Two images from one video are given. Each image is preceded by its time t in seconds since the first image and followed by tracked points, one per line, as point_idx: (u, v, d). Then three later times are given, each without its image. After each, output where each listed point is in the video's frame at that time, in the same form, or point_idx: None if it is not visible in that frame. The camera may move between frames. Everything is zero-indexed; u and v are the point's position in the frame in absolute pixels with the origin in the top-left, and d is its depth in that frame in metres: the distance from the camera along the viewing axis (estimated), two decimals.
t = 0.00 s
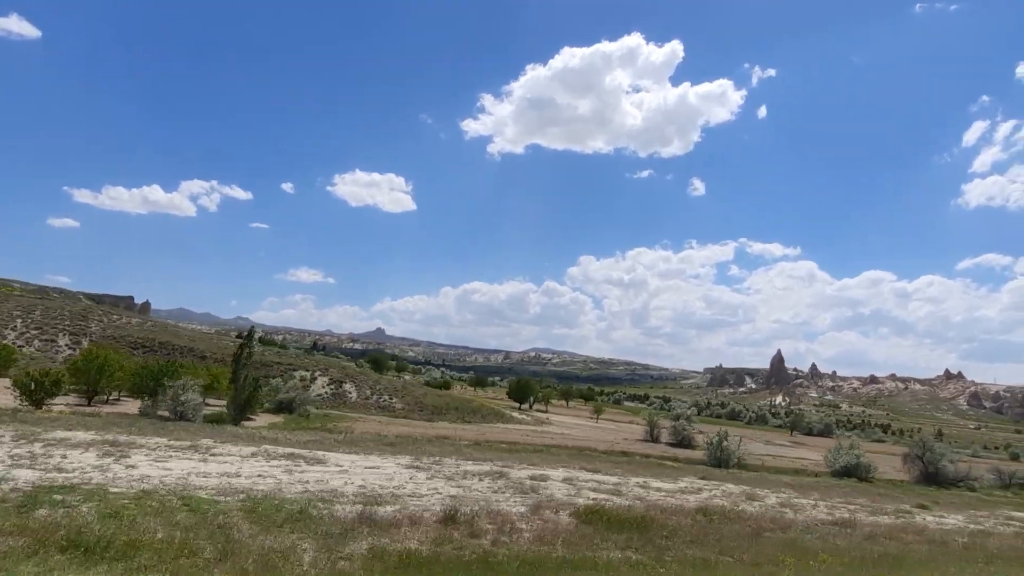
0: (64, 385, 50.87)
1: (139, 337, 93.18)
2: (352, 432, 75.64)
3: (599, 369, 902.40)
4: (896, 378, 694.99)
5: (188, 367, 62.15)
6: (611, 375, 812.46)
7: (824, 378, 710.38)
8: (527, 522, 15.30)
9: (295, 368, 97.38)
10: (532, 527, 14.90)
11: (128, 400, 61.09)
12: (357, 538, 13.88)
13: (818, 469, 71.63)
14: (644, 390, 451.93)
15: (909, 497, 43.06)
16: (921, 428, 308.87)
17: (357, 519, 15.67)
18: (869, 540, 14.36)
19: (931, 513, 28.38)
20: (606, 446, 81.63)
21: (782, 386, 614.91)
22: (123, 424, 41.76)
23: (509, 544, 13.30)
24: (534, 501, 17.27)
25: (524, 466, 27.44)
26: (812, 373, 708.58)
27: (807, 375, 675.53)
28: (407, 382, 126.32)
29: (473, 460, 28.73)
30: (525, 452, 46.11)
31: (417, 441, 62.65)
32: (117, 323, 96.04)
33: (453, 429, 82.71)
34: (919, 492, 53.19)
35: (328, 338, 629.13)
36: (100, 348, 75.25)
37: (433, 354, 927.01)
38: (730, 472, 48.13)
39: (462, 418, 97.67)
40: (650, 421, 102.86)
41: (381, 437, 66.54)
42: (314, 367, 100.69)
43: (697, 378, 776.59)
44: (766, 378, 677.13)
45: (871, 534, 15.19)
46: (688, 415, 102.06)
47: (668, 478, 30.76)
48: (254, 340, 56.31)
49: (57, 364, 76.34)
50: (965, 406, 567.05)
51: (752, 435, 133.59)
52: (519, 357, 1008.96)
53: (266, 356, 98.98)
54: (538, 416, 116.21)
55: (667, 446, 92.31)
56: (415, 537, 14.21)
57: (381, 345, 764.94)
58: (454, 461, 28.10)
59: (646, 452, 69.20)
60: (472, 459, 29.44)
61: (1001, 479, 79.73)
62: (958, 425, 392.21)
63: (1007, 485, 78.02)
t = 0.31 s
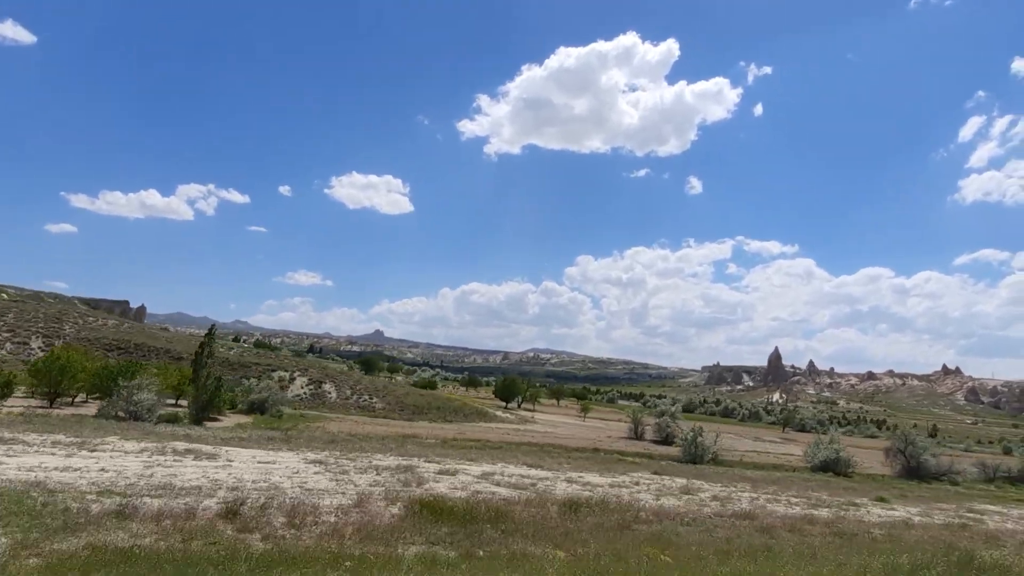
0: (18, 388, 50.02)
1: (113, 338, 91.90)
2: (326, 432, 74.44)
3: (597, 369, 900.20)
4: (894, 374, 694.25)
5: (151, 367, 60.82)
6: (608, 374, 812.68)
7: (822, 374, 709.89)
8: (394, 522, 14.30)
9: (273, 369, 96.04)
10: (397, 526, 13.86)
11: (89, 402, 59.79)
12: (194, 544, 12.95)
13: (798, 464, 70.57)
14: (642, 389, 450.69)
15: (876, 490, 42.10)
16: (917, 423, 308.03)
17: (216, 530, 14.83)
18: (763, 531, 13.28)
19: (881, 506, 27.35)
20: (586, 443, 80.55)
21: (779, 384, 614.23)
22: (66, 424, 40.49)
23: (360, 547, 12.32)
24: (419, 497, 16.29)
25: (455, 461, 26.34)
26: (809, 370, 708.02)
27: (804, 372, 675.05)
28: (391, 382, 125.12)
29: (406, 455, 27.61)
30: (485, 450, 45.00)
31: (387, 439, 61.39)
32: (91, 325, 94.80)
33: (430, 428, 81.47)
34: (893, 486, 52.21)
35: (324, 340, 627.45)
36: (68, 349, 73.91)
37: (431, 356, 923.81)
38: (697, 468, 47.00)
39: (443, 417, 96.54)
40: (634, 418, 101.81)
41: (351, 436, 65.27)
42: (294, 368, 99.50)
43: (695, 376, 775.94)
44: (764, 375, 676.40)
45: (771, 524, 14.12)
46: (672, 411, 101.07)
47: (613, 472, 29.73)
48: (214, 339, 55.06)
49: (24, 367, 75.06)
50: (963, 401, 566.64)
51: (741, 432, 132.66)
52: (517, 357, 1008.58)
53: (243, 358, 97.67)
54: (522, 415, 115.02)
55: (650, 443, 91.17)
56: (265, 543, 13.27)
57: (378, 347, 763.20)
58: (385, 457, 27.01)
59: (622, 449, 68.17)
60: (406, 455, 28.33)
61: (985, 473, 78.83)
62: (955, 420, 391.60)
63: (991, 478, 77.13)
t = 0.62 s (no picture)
0: None
1: (80, 338, 90.37)
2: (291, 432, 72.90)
3: (594, 369, 898.63)
4: (891, 373, 693.45)
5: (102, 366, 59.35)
6: (604, 375, 811.31)
7: (818, 373, 709.19)
8: (200, 523, 12.88)
9: (244, 368, 94.54)
10: (197, 527, 12.48)
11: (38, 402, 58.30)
12: None
13: (770, 460, 69.23)
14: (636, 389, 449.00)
15: (833, 486, 40.78)
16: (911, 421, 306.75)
17: None
18: (602, 526, 11.89)
19: (816, 502, 25.97)
20: (559, 442, 79.01)
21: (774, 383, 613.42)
22: None
23: (30, 546, 11.42)
24: (238, 497, 14.99)
25: (361, 460, 25.04)
26: (805, 368, 707.13)
27: (801, 371, 674.13)
28: (371, 382, 123.68)
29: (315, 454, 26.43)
30: (432, 448, 43.51)
31: (346, 437, 59.93)
32: (59, 325, 93.30)
33: (400, 427, 80.04)
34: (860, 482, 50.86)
35: (319, 342, 625.15)
36: (25, 348, 72.36)
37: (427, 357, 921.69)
38: (653, 465, 45.65)
39: (418, 416, 95.00)
40: (613, 417, 100.36)
41: (311, 435, 63.83)
42: (266, 367, 97.98)
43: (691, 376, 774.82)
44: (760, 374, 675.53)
45: (621, 518, 12.74)
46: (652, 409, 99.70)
47: (540, 468, 28.25)
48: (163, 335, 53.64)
49: None
50: (959, 399, 566.13)
51: (727, 431, 131.36)
52: (514, 358, 1006.59)
53: (215, 357, 96.18)
54: (502, 414, 113.55)
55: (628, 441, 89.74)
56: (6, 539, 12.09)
57: (373, 349, 761.12)
58: (289, 456, 25.83)
59: (590, 447, 66.70)
60: (317, 453, 27.13)
61: (963, 469, 77.59)
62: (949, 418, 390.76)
63: (969, 475, 75.90)
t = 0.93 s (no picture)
0: None
1: (47, 336, 89.07)
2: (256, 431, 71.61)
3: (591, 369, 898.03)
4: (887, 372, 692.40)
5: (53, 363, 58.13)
6: (601, 375, 810.19)
7: (814, 373, 707.70)
8: None
9: (216, 366, 93.28)
10: None
11: None
12: None
13: (742, 457, 68.17)
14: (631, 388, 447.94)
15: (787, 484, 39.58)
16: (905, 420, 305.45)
17: None
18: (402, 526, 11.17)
19: (741, 501, 24.88)
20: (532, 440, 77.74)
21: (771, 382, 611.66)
22: None
23: None
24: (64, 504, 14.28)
25: (268, 460, 24.42)
26: (801, 368, 706.09)
27: (797, 370, 673.01)
28: (351, 381, 122.43)
29: (224, 457, 25.88)
30: (379, 442, 42.30)
31: (304, 434, 58.75)
32: (28, 323, 91.99)
33: (369, 425, 78.89)
34: (824, 482, 49.73)
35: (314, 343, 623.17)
36: None
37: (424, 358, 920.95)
38: (607, 461, 44.55)
39: (393, 415, 93.71)
40: (592, 415, 99.07)
41: (271, 433, 62.68)
42: (239, 365, 96.70)
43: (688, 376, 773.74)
44: (757, 373, 674.48)
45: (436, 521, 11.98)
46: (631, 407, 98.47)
47: (463, 464, 27.36)
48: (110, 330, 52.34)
49: None
50: (955, 398, 565.28)
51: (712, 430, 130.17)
52: (511, 359, 1005.62)
53: (186, 356, 94.90)
54: (482, 413, 112.35)
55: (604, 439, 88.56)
56: None
57: (369, 350, 757.64)
58: (194, 462, 25.24)
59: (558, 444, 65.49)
60: (229, 455, 26.55)
61: (941, 467, 76.45)
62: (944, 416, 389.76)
63: (946, 472, 74.74)
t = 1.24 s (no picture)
0: None
1: (21, 333, 87.97)
2: (227, 429, 70.45)
3: (589, 369, 896.26)
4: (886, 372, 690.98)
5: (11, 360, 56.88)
6: (600, 375, 808.95)
7: (812, 373, 706.62)
8: None
9: (193, 364, 92.20)
10: None
11: None
12: None
13: (720, 456, 66.99)
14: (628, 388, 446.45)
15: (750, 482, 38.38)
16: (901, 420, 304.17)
17: None
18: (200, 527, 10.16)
19: (677, 498, 23.64)
20: (509, 438, 76.52)
21: (769, 382, 610.20)
22: None
23: None
24: None
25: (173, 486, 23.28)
26: (799, 368, 704.78)
27: (795, 370, 671.84)
28: (335, 380, 121.28)
29: (131, 480, 24.75)
30: (331, 439, 41.10)
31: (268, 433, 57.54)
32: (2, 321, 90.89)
33: (344, 424, 77.71)
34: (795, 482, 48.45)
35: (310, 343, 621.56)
36: None
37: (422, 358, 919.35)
38: (568, 459, 43.34)
39: (372, 413, 92.56)
40: (575, 413, 97.85)
41: (237, 432, 61.54)
42: (217, 362, 95.50)
43: (687, 376, 772.70)
44: (755, 373, 673.24)
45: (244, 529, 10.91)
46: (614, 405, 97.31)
47: (386, 482, 26.08)
48: (64, 325, 51.12)
49: None
50: (953, 398, 564.56)
51: (700, 429, 128.98)
52: (510, 359, 1003.94)
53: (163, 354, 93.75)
54: (466, 412, 111.23)
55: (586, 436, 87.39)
56: None
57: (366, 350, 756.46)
58: (101, 474, 24.14)
59: (531, 443, 64.31)
60: (138, 477, 25.38)
61: (924, 466, 75.31)
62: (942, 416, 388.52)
63: (930, 471, 73.59)
